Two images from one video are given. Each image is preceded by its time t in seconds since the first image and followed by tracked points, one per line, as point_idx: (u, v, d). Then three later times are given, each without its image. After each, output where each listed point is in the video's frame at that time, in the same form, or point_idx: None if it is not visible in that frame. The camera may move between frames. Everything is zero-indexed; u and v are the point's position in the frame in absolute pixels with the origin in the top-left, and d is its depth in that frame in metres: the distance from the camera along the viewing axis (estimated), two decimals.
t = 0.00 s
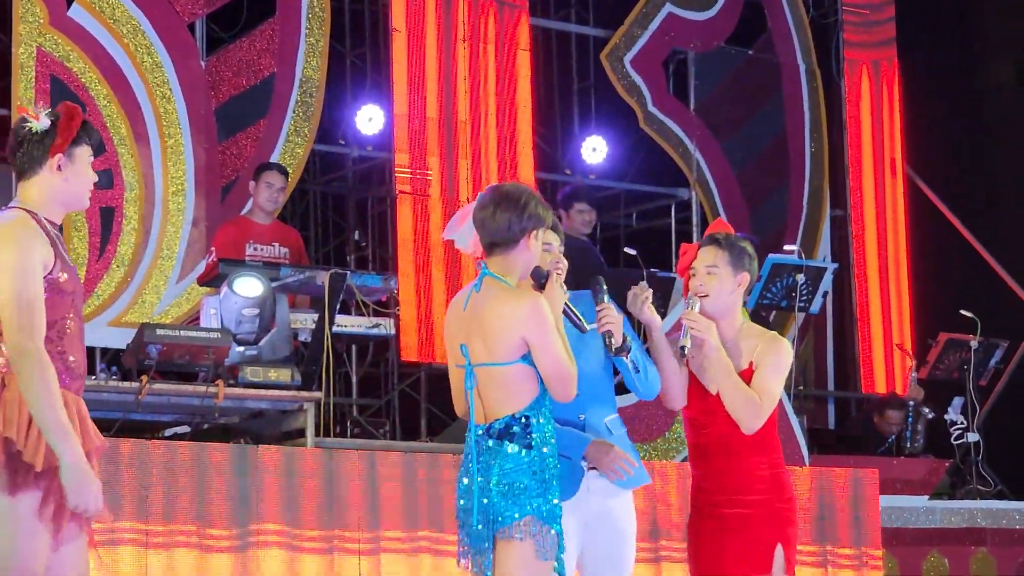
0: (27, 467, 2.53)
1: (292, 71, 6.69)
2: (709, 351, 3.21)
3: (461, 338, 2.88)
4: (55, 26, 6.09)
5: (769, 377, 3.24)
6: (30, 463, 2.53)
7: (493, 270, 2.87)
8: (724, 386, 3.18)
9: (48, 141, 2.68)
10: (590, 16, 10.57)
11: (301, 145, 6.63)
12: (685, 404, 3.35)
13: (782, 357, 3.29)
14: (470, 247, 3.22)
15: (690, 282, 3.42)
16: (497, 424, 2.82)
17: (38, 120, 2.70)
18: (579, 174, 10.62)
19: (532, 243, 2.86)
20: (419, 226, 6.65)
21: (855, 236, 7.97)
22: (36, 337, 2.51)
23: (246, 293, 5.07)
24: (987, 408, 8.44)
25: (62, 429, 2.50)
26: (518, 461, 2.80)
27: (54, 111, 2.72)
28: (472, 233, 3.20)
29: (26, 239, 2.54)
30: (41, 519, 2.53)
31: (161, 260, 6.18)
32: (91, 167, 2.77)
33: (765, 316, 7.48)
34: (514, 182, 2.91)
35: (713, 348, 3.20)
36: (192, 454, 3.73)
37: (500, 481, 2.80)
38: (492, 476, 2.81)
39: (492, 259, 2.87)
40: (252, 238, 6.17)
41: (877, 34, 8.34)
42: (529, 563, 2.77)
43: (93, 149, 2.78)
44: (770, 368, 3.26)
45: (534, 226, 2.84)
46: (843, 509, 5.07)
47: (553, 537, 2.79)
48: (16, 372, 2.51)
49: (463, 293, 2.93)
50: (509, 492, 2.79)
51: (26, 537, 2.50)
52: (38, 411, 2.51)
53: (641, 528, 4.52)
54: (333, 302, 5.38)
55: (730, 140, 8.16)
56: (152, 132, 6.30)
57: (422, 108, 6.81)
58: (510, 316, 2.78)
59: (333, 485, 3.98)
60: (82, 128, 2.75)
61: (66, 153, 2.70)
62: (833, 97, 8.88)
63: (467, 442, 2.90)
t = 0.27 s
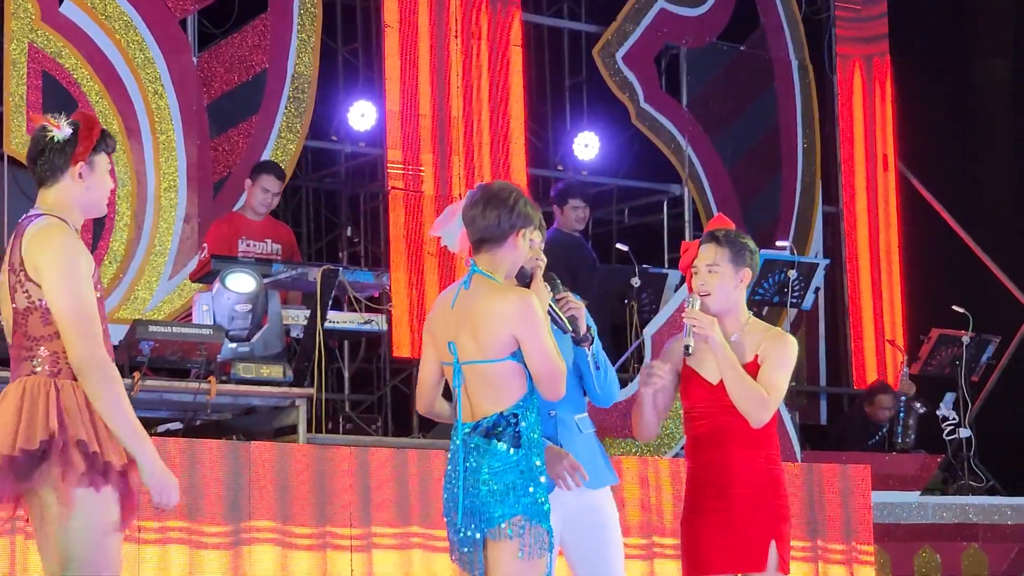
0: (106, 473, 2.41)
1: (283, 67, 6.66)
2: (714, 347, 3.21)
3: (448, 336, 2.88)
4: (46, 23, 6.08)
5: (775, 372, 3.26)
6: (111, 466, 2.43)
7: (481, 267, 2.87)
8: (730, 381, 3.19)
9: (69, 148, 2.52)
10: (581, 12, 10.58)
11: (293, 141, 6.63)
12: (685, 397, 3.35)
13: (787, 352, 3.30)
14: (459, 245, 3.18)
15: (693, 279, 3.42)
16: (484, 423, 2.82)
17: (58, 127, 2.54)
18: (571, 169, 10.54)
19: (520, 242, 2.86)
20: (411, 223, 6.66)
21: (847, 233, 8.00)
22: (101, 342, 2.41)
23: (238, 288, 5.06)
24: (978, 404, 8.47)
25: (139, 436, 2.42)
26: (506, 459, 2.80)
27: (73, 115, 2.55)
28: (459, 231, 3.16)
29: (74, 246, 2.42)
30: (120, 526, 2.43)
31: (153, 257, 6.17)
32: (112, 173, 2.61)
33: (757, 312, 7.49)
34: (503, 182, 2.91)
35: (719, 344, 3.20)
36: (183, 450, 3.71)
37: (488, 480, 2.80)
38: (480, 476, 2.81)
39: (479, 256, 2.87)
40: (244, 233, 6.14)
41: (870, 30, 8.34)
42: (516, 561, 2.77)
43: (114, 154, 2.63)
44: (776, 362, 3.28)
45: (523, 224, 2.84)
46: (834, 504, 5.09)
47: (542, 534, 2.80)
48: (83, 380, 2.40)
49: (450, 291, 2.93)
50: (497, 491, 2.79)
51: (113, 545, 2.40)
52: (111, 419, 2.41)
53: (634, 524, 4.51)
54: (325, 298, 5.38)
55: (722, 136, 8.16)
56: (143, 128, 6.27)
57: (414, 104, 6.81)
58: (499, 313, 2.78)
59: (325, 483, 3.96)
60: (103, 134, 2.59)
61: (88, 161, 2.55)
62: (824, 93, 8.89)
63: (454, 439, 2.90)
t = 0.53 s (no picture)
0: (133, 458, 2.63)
1: (275, 63, 6.61)
2: (704, 346, 3.21)
3: (434, 334, 2.89)
4: (38, 19, 6.09)
5: (767, 372, 3.26)
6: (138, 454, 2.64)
7: (470, 266, 2.87)
8: (720, 379, 3.19)
9: (87, 151, 2.74)
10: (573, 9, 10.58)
11: (284, 138, 6.57)
12: (678, 395, 3.35)
13: (780, 350, 3.30)
14: (451, 244, 3.19)
15: (686, 277, 3.41)
16: (468, 423, 2.82)
17: (74, 130, 2.75)
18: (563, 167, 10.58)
19: (510, 244, 2.86)
20: (403, 220, 6.65)
21: (839, 229, 8.01)
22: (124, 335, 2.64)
23: (230, 285, 5.06)
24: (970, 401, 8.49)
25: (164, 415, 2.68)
26: (491, 459, 2.80)
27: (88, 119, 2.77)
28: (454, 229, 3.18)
29: (97, 243, 2.65)
30: (152, 505, 2.65)
31: (144, 253, 6.16)
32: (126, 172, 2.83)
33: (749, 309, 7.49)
34: (499, 183, 2.92)
35: (709, 344, 3.20)
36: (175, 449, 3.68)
37: (474, 480, 2.80)
38: (464, 476, 2.82)
39: (469, 255, 2.88)
40: (238, 231, 6.14)
41: (862, 27, 8.35)
42: (503, 562, 2.76)
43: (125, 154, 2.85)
44: (768, 361, 3.28)
45: (515, 227, 2.84)
46: (826, 500, 5.10)
47: (529, 535, 2.79)
48: (109, 370, 2.62)
49: (436, 290, 2.93)
50: (483, 491, 2.79)
51: (147, 524, 2.60)
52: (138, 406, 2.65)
53: (626, 521, 4.50)
54: (317, 294, 5.44)
55: (713, 133, 8.16)
56: (135, 126, 6.26)
57: (406, 100, 6.80)
58: (485, 313, 2.79)
59: (318, 482, 3.93)
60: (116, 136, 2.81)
61: (105, 162, 2.76)
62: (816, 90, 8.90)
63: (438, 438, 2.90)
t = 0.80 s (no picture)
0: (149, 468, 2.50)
1: (264, 60, 6.59)
2: (693, 343, 3.21)
3: (418, 329, 2.89)
4: (27, 15, 6.07)
5: (758, 369, 3.27)
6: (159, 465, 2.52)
7: (459, 262, 2.88)
8: (709, 376, 3.19)
9: (119, 152, 2.61)
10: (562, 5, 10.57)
11: (274, 135, 6.55)
12: (667, 391, 3.36)
13: (770, 347, 3.30)
14: (447, 241, 3.19)
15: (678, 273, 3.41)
16: (451, 419, 2.82)
17: (107, 131, 2.62)
18: (552, 164, 10.60)
19: (500, 244, 2.86)
20: (392, 217, 6.63)
21: (829, 226, 8.03)
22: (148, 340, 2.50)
23: (219, 282, 5.04)
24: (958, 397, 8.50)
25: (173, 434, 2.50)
26: (474, 455, 2.80)
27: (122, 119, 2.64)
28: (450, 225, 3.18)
29: (129, 243, 2.52)
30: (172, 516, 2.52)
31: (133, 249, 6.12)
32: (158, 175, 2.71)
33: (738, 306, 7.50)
34: (496, 184, 2.92)
35: (699, 342, 3.20)
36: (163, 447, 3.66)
37: (457, 476, 2.79)
38: (447, 471, 2.81)
39: (459, 251, 2.89)
40: (228, 228, 6.11)
41: (851, 23, 8.35)
42: (485, 557, 2.76)
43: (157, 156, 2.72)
44: (759, 359, 3.28)
45: (507, 227, 2.84)
46: (816, 497, 5.11)
47: (512, 530, 2.79)
48: (126, 375, 2.48)
49: (424, 285, 2.93)
50: (467, 487, 2.78)
51: (160, 533, 2.48)
52: (149, 417, 2.49)
53: (615, 519, 4.50)
54: (306, 291, 5.44)
55: (703, 130, 8.16)
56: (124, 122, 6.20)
57: (396, 97, 6.77)
58: (468, 308, 2.79)
59: (309, 479, 3.92)
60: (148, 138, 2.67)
61: (136, 165, 2.64)
62: (805, 86, 8.90)
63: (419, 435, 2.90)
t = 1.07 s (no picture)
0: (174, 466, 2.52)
1: (254, 58, 6.53)
2: (686, 341, 3.21)
3: (405, 325, 2.90)
4: (15, 13, 5.95)
5: (749, 368, 3.26)
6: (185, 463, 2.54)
7: (449, 260, 2.87)
8: (702, 375, 3.20)
9: (150, 151, 2.61)
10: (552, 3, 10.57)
11: (263, 132, 6.50)
12: (658, 388, 3.36)
13: (762, 346, 3.31)
14: (440, 239, 3.18)
15: (671, 271, 3.42)
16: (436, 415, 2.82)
17: (136, 131, 2.62)
18: (542, 162, 10.61)
19: (492, 244, 2.85)
20: (381, 214, 6.62)
21: (819, 223, 8.04)
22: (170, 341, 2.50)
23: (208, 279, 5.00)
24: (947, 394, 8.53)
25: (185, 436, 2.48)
26: (458, 451, 2.80)
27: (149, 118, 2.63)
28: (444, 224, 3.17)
29: (159, 243, 2.52)
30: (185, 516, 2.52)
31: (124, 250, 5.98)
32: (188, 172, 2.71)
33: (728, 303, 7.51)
34: (488, 182, 2.91)
35: (691, 339, 3.21)
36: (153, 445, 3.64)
37: (441, 473, 2.80)
38: (432, 468, 2.81)
39: (450, 249, 2.88)
40: (216, 225, 6.12)
41: (841, 21, 8.36)
42: (469, 553, 2.76)
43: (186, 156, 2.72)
44: (750, 358, 3.28)
45: (500, 227, 2.83)
46: (806, 494, 5.12)
47: (497, 526, 2.79)
48: (149, 375, 2.48)
49: (414, 281, 2.94)
50: (451, 483, 2.79)
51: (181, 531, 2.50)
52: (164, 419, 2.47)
53: (605, 516, 4.51)
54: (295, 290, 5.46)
55: (693, 127, 8.15)
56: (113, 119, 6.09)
57: (385, 94, 6.77)
58: (451, 304, 2.78)
59: (301, 478, 3.91)
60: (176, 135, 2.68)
61: (167, 163, 2.64)
62: (794, 84, 8.90)
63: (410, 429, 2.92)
